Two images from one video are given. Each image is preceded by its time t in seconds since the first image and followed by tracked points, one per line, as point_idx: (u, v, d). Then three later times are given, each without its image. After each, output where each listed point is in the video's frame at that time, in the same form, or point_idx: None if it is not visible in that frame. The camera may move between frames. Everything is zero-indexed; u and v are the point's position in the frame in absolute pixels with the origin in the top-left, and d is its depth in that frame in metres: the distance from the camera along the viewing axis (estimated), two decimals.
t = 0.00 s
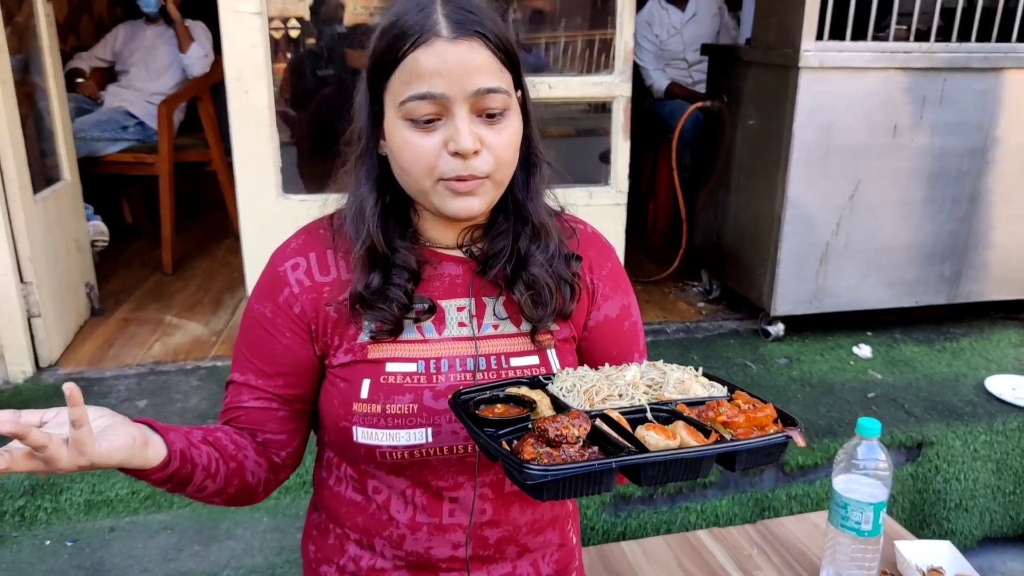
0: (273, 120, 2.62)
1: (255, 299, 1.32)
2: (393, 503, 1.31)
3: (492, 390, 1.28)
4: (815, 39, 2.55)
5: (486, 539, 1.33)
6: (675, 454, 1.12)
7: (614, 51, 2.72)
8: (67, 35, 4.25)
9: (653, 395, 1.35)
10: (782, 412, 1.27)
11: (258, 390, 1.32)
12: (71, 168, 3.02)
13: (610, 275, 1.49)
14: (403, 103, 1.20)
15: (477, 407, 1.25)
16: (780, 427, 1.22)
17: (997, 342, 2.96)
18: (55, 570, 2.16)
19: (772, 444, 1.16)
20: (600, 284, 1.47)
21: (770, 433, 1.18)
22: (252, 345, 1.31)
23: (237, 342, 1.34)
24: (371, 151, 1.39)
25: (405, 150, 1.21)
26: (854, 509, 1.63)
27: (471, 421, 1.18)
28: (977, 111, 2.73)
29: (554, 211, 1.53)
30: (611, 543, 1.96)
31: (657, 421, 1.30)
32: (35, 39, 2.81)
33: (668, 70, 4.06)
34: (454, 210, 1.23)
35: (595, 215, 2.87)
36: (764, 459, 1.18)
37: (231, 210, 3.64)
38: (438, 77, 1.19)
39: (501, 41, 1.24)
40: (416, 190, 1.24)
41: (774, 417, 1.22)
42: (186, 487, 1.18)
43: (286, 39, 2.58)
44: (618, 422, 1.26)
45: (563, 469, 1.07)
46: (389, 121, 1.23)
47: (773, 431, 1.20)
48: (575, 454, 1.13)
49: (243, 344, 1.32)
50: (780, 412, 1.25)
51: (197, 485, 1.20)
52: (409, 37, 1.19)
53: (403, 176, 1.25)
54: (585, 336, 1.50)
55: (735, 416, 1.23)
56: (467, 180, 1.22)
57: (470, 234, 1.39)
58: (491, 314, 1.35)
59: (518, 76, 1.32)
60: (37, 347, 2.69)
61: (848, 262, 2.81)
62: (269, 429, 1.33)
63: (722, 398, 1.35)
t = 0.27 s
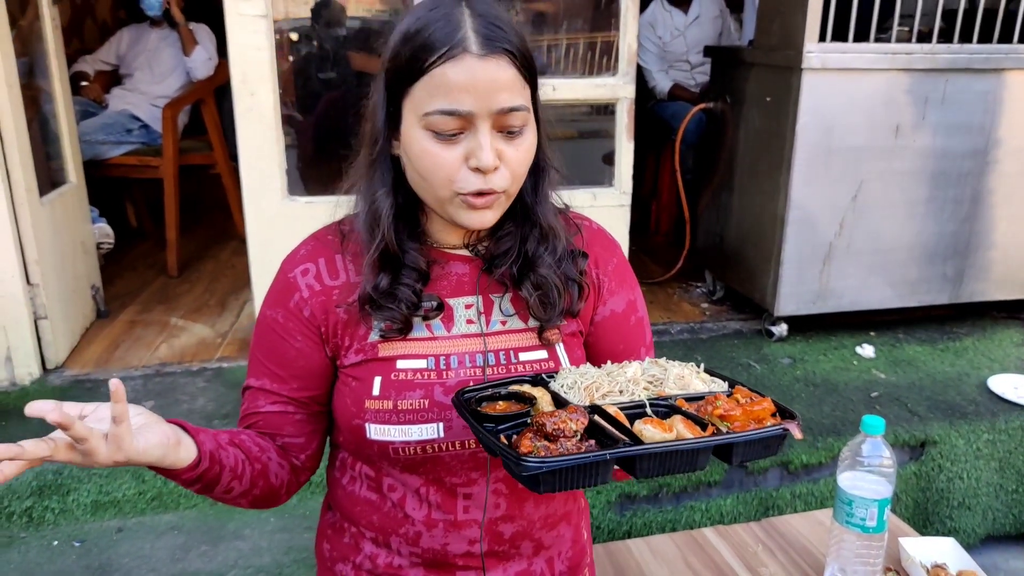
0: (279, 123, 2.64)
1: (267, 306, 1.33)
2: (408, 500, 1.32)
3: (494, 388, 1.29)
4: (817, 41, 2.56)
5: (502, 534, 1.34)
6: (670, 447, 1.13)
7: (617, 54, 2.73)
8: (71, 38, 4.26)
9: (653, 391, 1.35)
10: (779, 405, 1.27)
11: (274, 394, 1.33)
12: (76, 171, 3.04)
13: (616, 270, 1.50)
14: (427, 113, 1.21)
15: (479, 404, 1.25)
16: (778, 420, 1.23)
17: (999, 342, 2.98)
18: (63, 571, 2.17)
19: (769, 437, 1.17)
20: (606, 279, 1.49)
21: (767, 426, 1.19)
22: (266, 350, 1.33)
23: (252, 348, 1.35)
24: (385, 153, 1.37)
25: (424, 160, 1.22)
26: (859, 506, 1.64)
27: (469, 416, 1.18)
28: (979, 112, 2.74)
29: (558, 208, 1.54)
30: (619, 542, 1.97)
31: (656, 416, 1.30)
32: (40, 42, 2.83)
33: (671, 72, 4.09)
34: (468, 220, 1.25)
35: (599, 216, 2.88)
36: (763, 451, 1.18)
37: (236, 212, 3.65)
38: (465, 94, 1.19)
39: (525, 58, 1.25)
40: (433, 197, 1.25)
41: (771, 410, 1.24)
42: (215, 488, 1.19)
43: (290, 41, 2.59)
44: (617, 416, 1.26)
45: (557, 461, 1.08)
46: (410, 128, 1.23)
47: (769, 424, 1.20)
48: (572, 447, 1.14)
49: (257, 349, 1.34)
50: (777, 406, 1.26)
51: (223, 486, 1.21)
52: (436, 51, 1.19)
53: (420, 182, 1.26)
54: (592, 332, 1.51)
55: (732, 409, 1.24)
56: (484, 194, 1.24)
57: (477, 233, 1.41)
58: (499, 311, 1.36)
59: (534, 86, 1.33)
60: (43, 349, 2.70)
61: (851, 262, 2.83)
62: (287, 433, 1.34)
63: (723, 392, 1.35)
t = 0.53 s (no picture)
0: (275, 121, 2.63)
1: (271, 304, 1.32)
2: (414, 492, 1.32)
3: (482, 393, 1.30)
4: (813, 41, 2.58)
5: (507, 526, 1.35)
6: (639, 456, 1.14)
7: (613, 53, 2.74)
8: (62, 36, 4.23)
9: (636, 399, 1.36)
10: (759, 417, 1.27)
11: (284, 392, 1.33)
12: (70, 170, 3.02)
13: (621, 269, 1.51)
14: (447, 109, 1.19)
15: (463, 409, 1.26)
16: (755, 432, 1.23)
17: (992, 340, 3.01)
18: (59, 572, 2.15)
19: (742, 448, 1.18)
20: (612, 277, 1.50)
21: (741, 438, 1.20)
22: (274, 349, 1.32)
23: (257, 348, 1.34)
24: (401, 151, 1.34)
25: (443, 155, 1.21)
26: (856, 501, 1.65)
27: (449, 421, 1.20)
28: (972, 111, 2.77)
29: (565, 205, 1.54)
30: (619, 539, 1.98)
31: (636, 424, 1.31)
32: (33, 40, 2.80)
33: (668, 71, 4.09)
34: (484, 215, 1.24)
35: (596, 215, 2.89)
36: (736, 463, 1.20)
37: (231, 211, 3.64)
38: (486, 90, 1.18)
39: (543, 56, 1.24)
40: (448, 193, 1.24)
41: (748, 423, 1.24)
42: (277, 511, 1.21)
43: (285, 40, 2.58)
44: (594, 426, 1.26)
45: (526, 468, 1.10)
46: (428, 123, 1.22)
47: (744, 437, 1.21)
48: (544, 454, 1.16)
49: (263, 346, 1.33)
50: (756, 418, 1.27)
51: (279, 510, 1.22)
52: (458, 47, 1.18)
53: (436, 177, 1.24)
54: (597, 329, 1.52)
55: (707, 421, 1.25)
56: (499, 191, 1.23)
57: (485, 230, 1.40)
58: (506, 307, 1.37)
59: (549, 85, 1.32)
60: (37, 350, 2.68)
61: (846, 261, 2.85)
62: (300, 433, 1.34)
63: (706, 403, 1.36)
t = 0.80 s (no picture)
0: (275, 114, 2.61)
1: (296, 264, 1.26)
2: (413, 479, 1.32)
3: (482, 397, 1.32)
4: (816, 37, 2.57)
5: (505, 517, 1.34)
6: (632, 469, 1.14)
7: (615, 48, 2.73)
8: (61, 28, 4.22)
9: (635, 406, 1.37)
10: (755, 426, 1.28)
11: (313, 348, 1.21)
12: (69, 161, 3.00)
13: (631, 266, 1.51)
14: (428, 114, 1.21)
15: (463, 415, 1.28)
16: (751, 443, 1.24)
17: (992, 338, 3.00)
18: (58, 563, 2.15)
19: (735, 461, 1.18)
20: (622, 273, 1.50)
21: (735, 450, 1.20)
22: (303, 302, 1.22)
23: (277, 307, 1.22)
24: (395, 147, 1.38)
25: (426, 158, 1.23)
26: (857, 498, 1.65)
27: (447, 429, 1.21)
28: (975, 109, 2.76)
29: (576, 201, 1.55)
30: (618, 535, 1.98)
31: (633, 431, 1.33)
32: (33, 31, 2.79)
33: (669, 66, 4.08)
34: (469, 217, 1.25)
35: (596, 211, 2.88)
36: (730, 474, 1.20)
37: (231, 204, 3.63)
38: (462, 94, 1.19)
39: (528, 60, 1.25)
40: (435, 194, 1.26)
41: (744, 433, 1.24)
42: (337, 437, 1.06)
43: (283, 32, 2.57)
44: (589, 436, 1.26)
45: (520, 480, 1.10)
46: (414, 128, 1.24)
47: (738, 448, 1.22)
48: (538, 465, 1.17)
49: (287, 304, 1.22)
50: (752, 427, 1.27)
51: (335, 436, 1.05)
52: (437, 51, 1.20)
53: (423, 177, 1.27)
54: (606, 325, 1.52)
55: (702, 432, 1.26)
56: (484, 192, 1.24)
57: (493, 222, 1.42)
58: (514, 298, 1.37)
59: (542, 89, 1.33)
60: (36, 341, 2.67)
61: (847, 258, 2.84)
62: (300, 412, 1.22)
63: (705, 409, 1.36)
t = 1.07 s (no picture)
0: (278, 109, 2.61)
1: (305, 245, 1.26)
2: (418, 476, 1.31)
3: (486, 384, 1.30)
4: (823, 32, 2.54)
5: (511, 513, 1.34)
6: (637, 455, 1.13)
7: (618, 44, 2.71)
8: (66, 23, 4.23)
9: (641, 396, 1.35)
10: (761, 416, 1.25)
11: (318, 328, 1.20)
12: (73, 155, 3.00)
13: (634, 260, 1.50)
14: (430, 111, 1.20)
15: (467, 401, 1.26)
16: (757, 433, 1.22)
17: (999, 337, 2.97)
18: (62, 557, 2.16)
19: (742, 450, 1.15)
20: (625, 268, 1.49)
21: (742, 439, 1.17)
22: (310, 280, 1.21)
23: (283, 284, 1.21)
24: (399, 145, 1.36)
25: (428, 155, 1.21)
26: (862, 498, 1.63)
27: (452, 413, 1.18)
28: (984, 104, 2.72)
29: (579, 196, 1.53)
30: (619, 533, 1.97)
31: (637, 420, 1.30)
32: (38, 25, 2.79)
33: (671, 62, 4.06)
34: (474, 214, 1.24)
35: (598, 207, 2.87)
36: (736, 464, 1.18)
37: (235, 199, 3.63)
38: (464, 89, 1.18)
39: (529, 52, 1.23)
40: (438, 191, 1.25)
41: (750, 422, 1.22)
42: (337, 419, 1.04)
43: (286, 28, 2.56)
44: (595, 423, 1.24)
45: (524, 464, 1.08)
46: (415, 124, 1.23)
47: (745, 437, 1.19)
48: (543, 450, 1.15)
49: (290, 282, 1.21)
50: (758, 417, 1.25)
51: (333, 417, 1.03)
52: (438, 45, 1.19)
53: (425, 174, 1.25)
54: (609, 320, 1.50)
55: (707, 420, 1.24)
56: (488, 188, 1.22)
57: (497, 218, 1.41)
58: (520, 295, 1.36)
59: (544, 80, 1.31)
60: (40, 335, 2.68)
61: (853, 255, 2.81)
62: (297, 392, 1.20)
63: (710, 400, 1.35)
